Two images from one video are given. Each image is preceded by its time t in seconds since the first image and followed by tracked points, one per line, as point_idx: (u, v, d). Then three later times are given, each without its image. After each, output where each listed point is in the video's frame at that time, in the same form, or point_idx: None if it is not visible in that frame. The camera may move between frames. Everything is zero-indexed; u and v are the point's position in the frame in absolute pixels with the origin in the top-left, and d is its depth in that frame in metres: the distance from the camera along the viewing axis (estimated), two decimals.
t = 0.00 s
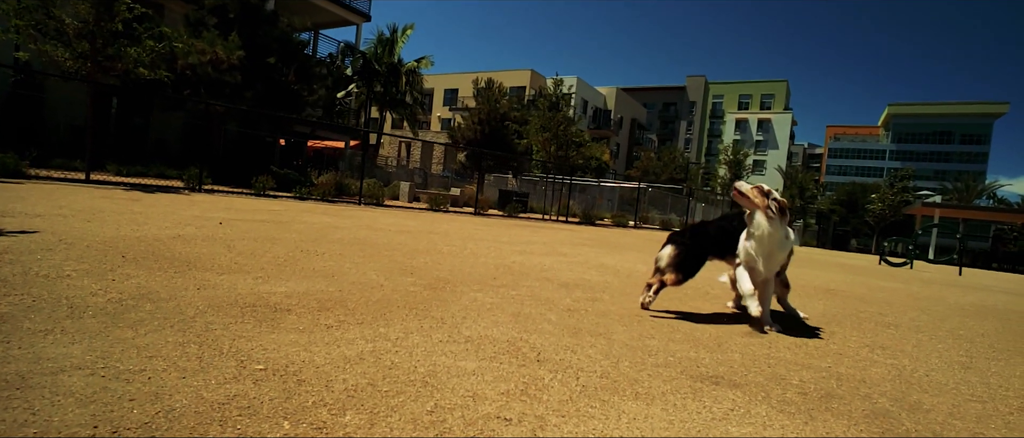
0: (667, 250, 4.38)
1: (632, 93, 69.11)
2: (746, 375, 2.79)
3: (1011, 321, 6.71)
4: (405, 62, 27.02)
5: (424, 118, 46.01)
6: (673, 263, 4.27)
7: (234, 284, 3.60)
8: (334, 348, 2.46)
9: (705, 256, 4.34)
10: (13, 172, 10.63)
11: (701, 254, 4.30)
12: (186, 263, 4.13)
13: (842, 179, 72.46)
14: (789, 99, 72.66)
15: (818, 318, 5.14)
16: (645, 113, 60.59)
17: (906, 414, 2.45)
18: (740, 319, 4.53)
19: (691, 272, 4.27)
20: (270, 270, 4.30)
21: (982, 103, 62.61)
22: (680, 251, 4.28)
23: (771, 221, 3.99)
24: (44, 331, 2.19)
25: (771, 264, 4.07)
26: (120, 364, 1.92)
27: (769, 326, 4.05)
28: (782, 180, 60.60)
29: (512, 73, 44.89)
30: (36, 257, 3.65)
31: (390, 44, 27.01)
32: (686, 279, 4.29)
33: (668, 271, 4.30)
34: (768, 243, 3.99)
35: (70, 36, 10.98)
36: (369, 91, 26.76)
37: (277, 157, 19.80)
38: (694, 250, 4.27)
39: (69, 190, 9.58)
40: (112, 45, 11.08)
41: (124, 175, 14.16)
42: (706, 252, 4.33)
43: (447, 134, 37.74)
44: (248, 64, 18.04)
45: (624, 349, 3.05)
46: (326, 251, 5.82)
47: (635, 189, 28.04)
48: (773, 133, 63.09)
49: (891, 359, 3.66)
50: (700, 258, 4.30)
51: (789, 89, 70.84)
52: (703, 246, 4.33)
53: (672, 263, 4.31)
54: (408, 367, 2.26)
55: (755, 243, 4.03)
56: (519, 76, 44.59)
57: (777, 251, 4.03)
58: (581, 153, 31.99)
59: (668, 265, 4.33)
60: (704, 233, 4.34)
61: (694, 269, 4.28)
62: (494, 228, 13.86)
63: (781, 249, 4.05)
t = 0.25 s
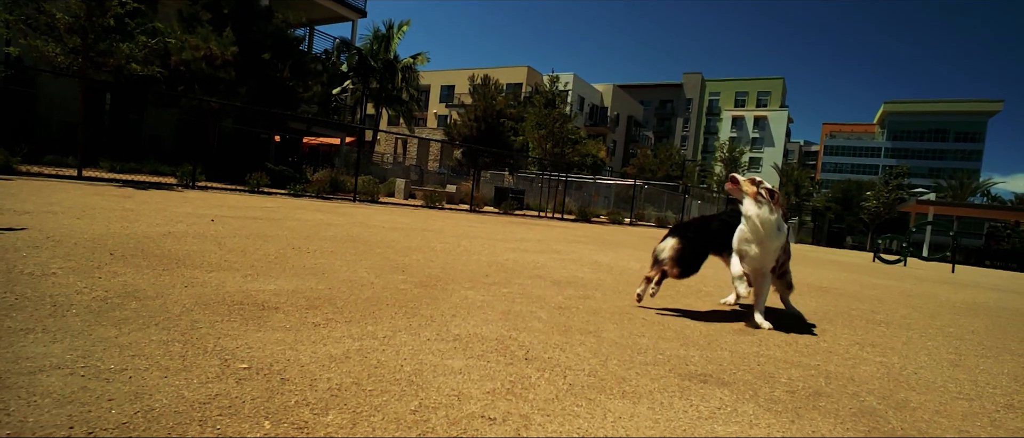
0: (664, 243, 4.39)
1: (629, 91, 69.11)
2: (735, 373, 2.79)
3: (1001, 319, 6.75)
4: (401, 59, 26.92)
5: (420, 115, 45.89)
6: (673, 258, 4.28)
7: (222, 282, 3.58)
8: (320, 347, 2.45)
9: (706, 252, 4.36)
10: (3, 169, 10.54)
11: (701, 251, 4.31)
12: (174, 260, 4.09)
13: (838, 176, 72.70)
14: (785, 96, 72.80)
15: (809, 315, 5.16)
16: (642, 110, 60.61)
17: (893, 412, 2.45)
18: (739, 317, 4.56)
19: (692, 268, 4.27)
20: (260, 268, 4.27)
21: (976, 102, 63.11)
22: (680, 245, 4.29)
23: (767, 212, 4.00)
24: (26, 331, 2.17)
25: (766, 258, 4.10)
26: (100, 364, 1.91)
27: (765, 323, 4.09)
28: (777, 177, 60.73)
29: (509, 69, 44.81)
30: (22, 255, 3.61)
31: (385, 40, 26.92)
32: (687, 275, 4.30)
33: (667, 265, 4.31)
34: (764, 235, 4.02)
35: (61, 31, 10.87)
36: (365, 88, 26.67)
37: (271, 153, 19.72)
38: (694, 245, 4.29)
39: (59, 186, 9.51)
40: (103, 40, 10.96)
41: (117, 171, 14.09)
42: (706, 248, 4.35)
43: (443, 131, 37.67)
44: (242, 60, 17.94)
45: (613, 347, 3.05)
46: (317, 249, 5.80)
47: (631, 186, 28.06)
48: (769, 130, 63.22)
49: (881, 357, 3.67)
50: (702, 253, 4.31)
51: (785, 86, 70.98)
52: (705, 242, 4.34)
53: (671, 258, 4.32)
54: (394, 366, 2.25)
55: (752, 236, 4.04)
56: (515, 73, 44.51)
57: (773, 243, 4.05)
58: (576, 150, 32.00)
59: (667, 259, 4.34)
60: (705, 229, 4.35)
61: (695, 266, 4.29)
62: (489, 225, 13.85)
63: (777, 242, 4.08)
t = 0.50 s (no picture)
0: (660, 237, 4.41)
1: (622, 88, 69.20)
2: (720, 372, 2.79)
3: (987, 315, 6.81)
4: (393, 55, 26.76)
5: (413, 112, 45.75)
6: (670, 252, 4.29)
7: (206, 280, 3.54)
8: (302, 346, 2.43)
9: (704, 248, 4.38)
10: None
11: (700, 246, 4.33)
12: (158, 258, 4.05)
13: (829, 173, 73.10)
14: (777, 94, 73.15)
15: (798, 312, 5.19)
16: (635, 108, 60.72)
17: (876, 409, 2.47)
18: (732, 315, 4.62)
19: (690, 262, 4.29)
20: (246, 266, 4.23)
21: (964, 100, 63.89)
22: (679, 240, 4.29)
23: (757, 200, 4.12)
24: None
25: (758, 247, 4.19)
26: (76, 365, 1.87)
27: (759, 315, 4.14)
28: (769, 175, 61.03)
29: (502, 66, 44.73)
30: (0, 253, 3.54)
31: (378, 36, 26.79)
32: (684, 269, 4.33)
33: (665, 259, 4.33)
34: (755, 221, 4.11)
35: (45, 25, 10.70)
36: (357, 84, 26.50)
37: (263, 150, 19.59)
38: (693, 239, 4.30)
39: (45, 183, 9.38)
40: (90, 35, 10.79)
41: (105, 168, 13.97)
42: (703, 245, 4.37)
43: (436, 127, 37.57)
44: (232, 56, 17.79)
45: (599, 345, 3.05)
46: (306, 247, 5.76)
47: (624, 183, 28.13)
48: (761, 128, 63.50)
49: (866, 354, 3.69)
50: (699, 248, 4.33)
51: (777, 84, 71.32)
52: (703, 238, 4.35)
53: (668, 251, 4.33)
54: (376, 365, 2.24)
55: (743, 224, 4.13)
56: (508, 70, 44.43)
57: (765, 233, 4.14)
58: (569, 147, 32.02)
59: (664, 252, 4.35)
60: (702, 223, 4.38)
61: (694, 260, 4.31)
62: (481, 222, 13.82)
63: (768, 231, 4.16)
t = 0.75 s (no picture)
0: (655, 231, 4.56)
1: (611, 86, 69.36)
2: (701, 369, 2.80)
3: (966, 312, 6.92)
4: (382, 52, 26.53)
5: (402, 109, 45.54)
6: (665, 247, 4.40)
7: (185, 279, 3.48)
8: (280, 346, 2.40)
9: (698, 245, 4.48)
10: None
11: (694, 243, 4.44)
12: (136, 257, 3.98)
13: (815, 171, 73.81)
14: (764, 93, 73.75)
15: (781, 309, 5.23)
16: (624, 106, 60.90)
17: (853, 406, 2.49)
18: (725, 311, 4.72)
19: (684, 259, 4.39)
20: (226, 265, 4.17)
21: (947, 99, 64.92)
22: (675, 237, 4.42)
23: (736, 189, 4.44)
24: None
25: (742, 235, 4.44)
26: (44, 368, 1.83)
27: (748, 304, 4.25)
28: (756, 173, 61.54)
29: (491, 64, 44.66)
30: None
31: (366, 33, 26.61)
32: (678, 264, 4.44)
33: (662, 253, 4.44)
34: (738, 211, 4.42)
35: (23, 20, 10.49)
36: (345, 81, 26.24)
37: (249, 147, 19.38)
38: (688, 236, 4.40)
39: (23, 181, 9.21)
40: (69, 30, 10.52)
41: (87, 166, 13.75)
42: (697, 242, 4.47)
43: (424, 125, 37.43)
44: (217, 52, 17.58)
45: (582, 343, 3.05)
46: (289, 246, 5.70)
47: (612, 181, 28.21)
48: (748, 126, 63.99)
49: (847, 351, 3.73)
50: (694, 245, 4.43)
51: (764, 83, 71.91)
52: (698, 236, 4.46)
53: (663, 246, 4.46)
54: (355, 366, 2.22)
55: (724, 212, 4.47)
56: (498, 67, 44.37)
57: (746, 221, 4.43)
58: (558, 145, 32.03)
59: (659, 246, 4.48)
60: (697, 221, 4.48)
61: (688, 257, 4.40)
62: (469, 221, 13.78)
63: (750, 219, 4.44)
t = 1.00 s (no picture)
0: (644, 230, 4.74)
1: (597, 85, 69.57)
2: (680, 368, 2.81)
3: (941, 307, 7.05)
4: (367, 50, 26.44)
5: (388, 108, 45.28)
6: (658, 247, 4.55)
7: (159, 281, 3.41)
8: (255, 349, 2.36)
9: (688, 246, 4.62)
10: None
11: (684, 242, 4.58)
12: (110, 259, 3.90)
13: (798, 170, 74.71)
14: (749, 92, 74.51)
15: (762, 306, 5.29)
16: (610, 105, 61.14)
17: (829, 402, 2.52)
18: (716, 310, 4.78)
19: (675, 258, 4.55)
20: (204, 266, 4.10)
21: (925, 98, 66.18)
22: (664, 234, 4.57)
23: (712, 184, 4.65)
24: None
25: (726, 225, 4.54)
26: (4, 375, 1.78)
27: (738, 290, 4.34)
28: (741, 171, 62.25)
29: (477, 62, 44.60)
30: None
31: (351, 31, 26.51)
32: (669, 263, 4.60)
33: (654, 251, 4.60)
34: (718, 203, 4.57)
35: None
36: (330, 79, 26.15)
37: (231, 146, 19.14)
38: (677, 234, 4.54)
39: None
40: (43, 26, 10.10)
41: (64, 165, 13.49)
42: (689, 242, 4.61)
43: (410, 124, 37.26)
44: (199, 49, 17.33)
45: (562, 343, 3.04)
46: (270, 246, 5.63)
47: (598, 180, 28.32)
48: (733, 125, 64.62)
49: (826, 348, 3.76)
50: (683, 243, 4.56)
51: (748, 82, 72.65)
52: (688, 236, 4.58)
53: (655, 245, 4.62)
54: (330, 369, 2.20)
55: (706, 205, 4.61)
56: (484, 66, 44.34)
57: (728, 211, 4.54)
58: (544, 144, 32.06)
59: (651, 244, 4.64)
60: (686, 219, 4.62)
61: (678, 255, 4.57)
62: (454, 220, 13.73)
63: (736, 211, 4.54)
